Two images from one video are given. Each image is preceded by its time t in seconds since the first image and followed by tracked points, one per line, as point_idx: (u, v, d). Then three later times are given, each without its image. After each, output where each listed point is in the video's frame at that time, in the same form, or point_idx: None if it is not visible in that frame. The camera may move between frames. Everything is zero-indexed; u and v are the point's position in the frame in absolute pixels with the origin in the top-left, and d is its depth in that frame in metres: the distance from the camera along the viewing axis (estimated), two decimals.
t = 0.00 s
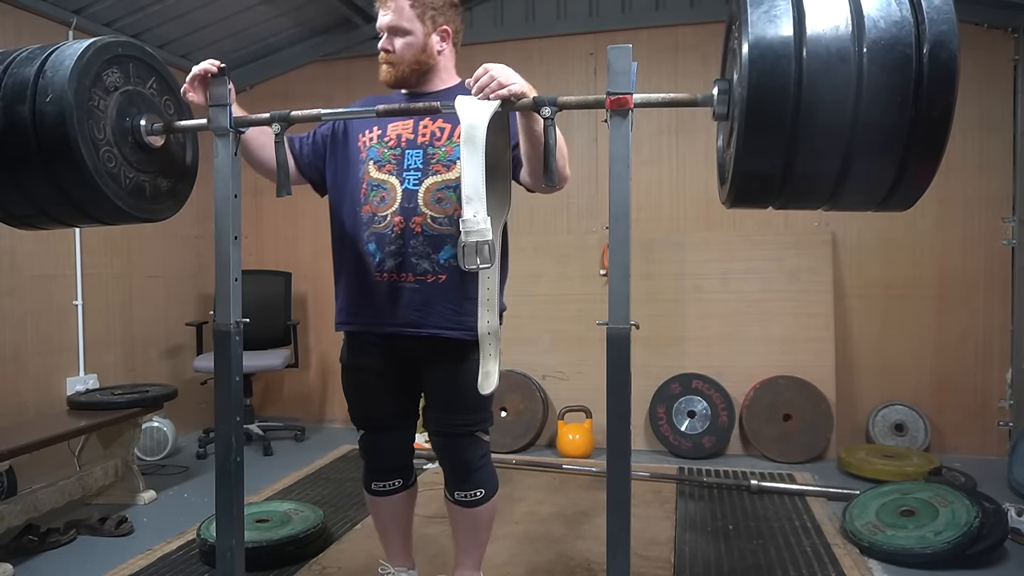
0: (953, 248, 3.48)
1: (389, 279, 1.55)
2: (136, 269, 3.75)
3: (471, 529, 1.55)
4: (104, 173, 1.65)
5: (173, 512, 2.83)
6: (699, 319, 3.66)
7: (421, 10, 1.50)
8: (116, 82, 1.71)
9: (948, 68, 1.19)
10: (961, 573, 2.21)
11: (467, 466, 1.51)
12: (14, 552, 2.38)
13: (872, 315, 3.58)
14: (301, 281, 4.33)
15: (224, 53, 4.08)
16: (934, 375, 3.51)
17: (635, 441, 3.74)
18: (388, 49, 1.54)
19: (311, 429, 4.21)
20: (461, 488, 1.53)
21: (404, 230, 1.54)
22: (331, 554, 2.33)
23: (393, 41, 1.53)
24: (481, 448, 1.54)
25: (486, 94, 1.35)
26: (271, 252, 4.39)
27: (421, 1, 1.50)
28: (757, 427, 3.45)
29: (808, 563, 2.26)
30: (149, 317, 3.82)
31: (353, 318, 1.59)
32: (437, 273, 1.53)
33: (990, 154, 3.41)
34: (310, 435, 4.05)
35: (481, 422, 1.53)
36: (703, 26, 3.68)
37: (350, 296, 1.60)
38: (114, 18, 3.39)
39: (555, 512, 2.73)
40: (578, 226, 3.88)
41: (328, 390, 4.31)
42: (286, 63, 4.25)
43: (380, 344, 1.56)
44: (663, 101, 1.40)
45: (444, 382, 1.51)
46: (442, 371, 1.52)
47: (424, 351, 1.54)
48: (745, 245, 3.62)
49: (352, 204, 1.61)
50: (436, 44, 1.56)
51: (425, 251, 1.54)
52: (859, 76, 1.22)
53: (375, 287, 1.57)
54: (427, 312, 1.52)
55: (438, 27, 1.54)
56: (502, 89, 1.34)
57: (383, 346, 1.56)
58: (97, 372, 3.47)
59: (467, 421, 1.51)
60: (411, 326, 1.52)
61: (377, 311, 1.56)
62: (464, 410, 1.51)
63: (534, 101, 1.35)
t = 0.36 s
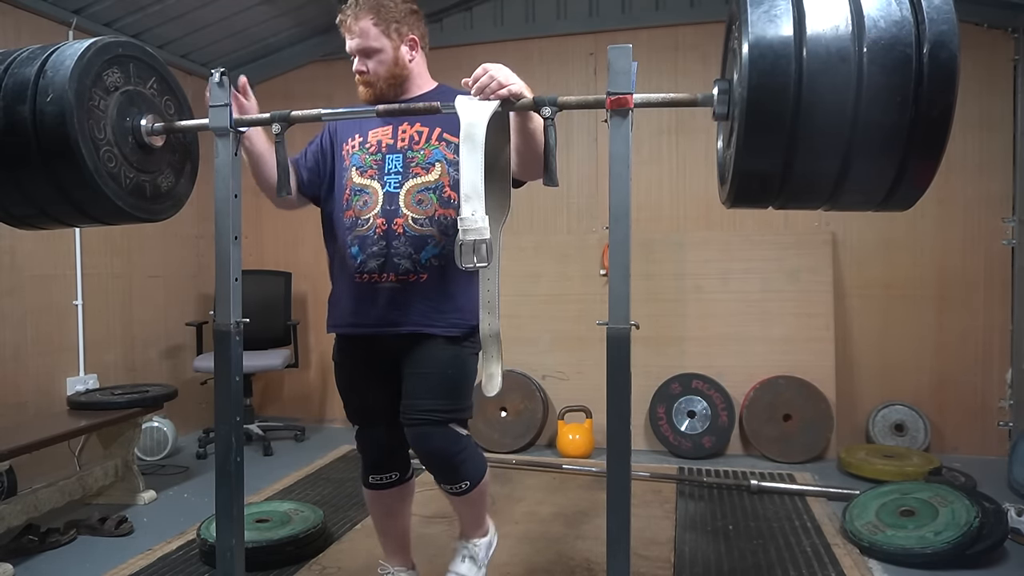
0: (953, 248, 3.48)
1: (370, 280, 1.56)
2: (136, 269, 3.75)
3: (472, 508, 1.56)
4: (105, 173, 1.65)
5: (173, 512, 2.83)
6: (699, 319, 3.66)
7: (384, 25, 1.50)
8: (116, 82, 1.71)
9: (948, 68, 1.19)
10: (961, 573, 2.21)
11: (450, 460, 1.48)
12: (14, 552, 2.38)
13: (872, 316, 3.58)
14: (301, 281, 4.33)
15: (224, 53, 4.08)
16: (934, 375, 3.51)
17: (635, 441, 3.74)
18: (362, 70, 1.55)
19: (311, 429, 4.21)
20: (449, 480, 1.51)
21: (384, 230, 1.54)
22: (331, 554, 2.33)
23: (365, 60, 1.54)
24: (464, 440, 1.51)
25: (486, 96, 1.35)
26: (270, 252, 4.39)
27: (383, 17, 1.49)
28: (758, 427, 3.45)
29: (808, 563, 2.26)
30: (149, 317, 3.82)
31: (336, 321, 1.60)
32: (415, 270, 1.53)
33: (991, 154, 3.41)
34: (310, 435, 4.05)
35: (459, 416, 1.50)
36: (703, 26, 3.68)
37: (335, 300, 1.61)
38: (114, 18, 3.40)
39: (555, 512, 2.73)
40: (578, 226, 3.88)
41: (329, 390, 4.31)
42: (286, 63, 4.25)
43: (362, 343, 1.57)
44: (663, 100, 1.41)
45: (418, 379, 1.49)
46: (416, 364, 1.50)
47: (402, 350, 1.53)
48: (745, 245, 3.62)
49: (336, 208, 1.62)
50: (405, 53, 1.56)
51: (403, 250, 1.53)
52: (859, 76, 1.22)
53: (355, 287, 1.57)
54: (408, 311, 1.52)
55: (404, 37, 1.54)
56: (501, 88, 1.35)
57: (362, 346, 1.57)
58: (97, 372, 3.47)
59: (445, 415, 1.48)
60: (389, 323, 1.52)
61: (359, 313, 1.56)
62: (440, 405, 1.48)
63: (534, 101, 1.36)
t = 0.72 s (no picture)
0: (954, 249, 3.48)
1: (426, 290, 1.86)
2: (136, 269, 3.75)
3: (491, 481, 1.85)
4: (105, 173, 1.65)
5: (173, 512, 2.83)
6: (698, 319, 3.66)
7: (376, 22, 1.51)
8: (116, 82, 1.71)
9: (947, 70, 1.20)
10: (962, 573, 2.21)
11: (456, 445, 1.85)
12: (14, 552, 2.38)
13: (872, 316, 3.58)
14: (301, 281, 4.34)
15: (224, 53, 4.08)
16: (934, 375, 3.52)
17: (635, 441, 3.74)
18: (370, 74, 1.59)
19: (311, 429, 4.21)
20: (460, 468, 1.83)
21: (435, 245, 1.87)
22: (331, 554, 2.33)
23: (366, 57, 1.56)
24: (467, 428, 1.84)
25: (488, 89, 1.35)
26: (271, 252, 4.39)
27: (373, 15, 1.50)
28: (757, 427, 3.45)
29: (808, 563, 2.26)
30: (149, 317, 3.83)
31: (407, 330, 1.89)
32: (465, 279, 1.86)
33: (991, 154, 3.41)
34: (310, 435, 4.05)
35: (467, 406, 1.84)
36: (704, 26, 3.68)
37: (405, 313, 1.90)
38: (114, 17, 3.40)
39: (555, 512, 2.73)
40: (578, 226, 3.89)
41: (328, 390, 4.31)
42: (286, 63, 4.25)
43: (426, 350, 1.86)
44: (663, 100, 1.41)
45: (441, 360, 1.84)
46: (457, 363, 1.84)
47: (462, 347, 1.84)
48: (745, 245, 3.62)
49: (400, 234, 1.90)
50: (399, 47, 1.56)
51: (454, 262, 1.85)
52: (858, 76, 1.22)
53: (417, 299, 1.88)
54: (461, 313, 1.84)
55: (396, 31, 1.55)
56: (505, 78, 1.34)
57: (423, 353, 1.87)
58: (97, 372, 3.47)
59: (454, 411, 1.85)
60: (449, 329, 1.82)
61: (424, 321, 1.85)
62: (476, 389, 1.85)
63: (533, 101, 1.40)
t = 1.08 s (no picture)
0: (954, 249, 3.48)
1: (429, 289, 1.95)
2: (136, 269, 3.75)
3: (480, 473, 1.88)
4: (105, 173, 1.65)
5: (172, 512, 2.82)
6: (698, 319, 3.66)
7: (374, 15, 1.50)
8: (116, 82, 1.71)
9: (946, 69, 1.20)
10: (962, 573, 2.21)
11: (444, 438, 1.91)
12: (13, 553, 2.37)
13: (872, 316, 3.58)
14: (301, 281, 4.34)
15: (224, 53, 4.08)
16: (934, 375, 3.52)
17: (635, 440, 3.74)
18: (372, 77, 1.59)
19: (311, 429, 4.21)
20: (450, 459, 1.89)
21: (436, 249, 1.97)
22: (331, 554, 2.33)
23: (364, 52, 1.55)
24: (454, 422, 1.90)
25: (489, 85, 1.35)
26: (271, 252, 4.39)
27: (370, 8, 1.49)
28: (757, 427, 3.45)
29: (808, 563, 2.26)
30: (149, 317, 3.83)
31: (399, 328, 1.98)
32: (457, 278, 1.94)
33: (991, 154, 3.41)
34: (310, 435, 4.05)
35: (456, 400, 1.92)
36: (703, 26, 3.68)
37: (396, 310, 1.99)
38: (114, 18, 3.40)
39: (555, 512, 2.73)
40: (577, 226, 3.89)
41: (328, 390, 4.31)
42: (286, 63, 4.25)
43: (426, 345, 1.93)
44: (663, 100, 1.41)
45: (433, 356, 1.92)
46: (450, 359, 1.93)
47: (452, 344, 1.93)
48: (745, 245, 3.62)
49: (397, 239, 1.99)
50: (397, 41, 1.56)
51: (447, 264, 1.94)
52: (858, 76, 1.22)
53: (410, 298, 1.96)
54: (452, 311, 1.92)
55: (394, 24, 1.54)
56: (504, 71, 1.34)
57: (415, 350, 1.95)
58: (97, 372, 3.47)
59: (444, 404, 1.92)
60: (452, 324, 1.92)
61: (417, 317, 1.94)
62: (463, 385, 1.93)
63: (533, 101, 1.40)
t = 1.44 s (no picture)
0: (954, 249, 3.48)
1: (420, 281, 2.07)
2: (136, 269, 3.75)
3: (410, 454, 2.03)
4: (105, 173, 1.65)
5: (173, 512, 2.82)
6: (698, 319, 3.66)
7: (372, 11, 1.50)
8: (116, 82, 1.71)
9: (946, 69, 1.20)
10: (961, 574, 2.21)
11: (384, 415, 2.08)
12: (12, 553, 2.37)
13: (872, 316, 3.58)
14: (301, 281, 4.34)
15: (224, 53, 4.08)
16: (934, 376, 3.52)
17: (635, 441, 3.74)
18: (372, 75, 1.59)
19: (311, 429, 4.21)
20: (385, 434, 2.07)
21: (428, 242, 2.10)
22: (331, 553, 2.33)
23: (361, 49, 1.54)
24: (393, 401, 2.07)
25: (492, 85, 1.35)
26: (271, 252, 4.39)
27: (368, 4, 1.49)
28: (757, 427, 3.45)
29: (808, 563, 2.26)
30: (149, 317, 3.83)
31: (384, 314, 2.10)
32: (442, 268, 2.06)
33: (991, 154, 3.41)
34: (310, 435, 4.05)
35: (396, 383, 2.08)
36: (703, 26, 3.68)
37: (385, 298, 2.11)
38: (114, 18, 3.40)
39: (554, 511, 2.73)
40: (577, 226, 3.89)
41: (328, 390, 4.31)
42: (286, 63, 4.25)
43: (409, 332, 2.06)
44: (664, 100, 1.41)
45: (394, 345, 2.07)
46: (407, 350, 2.07)
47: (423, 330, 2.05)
48: (745, 245, 3.62)
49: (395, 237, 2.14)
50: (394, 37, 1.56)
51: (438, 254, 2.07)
52: (858, 76, 1.22)
53: (398, 287, 2.09)
54: (434, 298, 2.04)
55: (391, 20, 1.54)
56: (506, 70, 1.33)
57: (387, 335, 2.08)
58: (97, 372, 3.47)
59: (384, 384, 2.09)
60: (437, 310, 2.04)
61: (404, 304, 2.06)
62: (407, 370, 2.08)
63: (533, 101, 1.40)
